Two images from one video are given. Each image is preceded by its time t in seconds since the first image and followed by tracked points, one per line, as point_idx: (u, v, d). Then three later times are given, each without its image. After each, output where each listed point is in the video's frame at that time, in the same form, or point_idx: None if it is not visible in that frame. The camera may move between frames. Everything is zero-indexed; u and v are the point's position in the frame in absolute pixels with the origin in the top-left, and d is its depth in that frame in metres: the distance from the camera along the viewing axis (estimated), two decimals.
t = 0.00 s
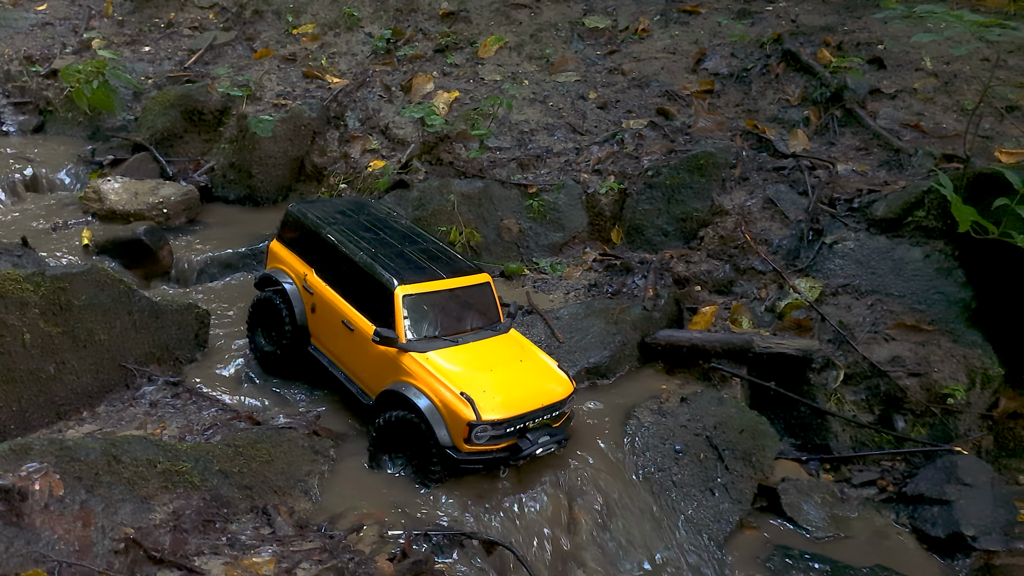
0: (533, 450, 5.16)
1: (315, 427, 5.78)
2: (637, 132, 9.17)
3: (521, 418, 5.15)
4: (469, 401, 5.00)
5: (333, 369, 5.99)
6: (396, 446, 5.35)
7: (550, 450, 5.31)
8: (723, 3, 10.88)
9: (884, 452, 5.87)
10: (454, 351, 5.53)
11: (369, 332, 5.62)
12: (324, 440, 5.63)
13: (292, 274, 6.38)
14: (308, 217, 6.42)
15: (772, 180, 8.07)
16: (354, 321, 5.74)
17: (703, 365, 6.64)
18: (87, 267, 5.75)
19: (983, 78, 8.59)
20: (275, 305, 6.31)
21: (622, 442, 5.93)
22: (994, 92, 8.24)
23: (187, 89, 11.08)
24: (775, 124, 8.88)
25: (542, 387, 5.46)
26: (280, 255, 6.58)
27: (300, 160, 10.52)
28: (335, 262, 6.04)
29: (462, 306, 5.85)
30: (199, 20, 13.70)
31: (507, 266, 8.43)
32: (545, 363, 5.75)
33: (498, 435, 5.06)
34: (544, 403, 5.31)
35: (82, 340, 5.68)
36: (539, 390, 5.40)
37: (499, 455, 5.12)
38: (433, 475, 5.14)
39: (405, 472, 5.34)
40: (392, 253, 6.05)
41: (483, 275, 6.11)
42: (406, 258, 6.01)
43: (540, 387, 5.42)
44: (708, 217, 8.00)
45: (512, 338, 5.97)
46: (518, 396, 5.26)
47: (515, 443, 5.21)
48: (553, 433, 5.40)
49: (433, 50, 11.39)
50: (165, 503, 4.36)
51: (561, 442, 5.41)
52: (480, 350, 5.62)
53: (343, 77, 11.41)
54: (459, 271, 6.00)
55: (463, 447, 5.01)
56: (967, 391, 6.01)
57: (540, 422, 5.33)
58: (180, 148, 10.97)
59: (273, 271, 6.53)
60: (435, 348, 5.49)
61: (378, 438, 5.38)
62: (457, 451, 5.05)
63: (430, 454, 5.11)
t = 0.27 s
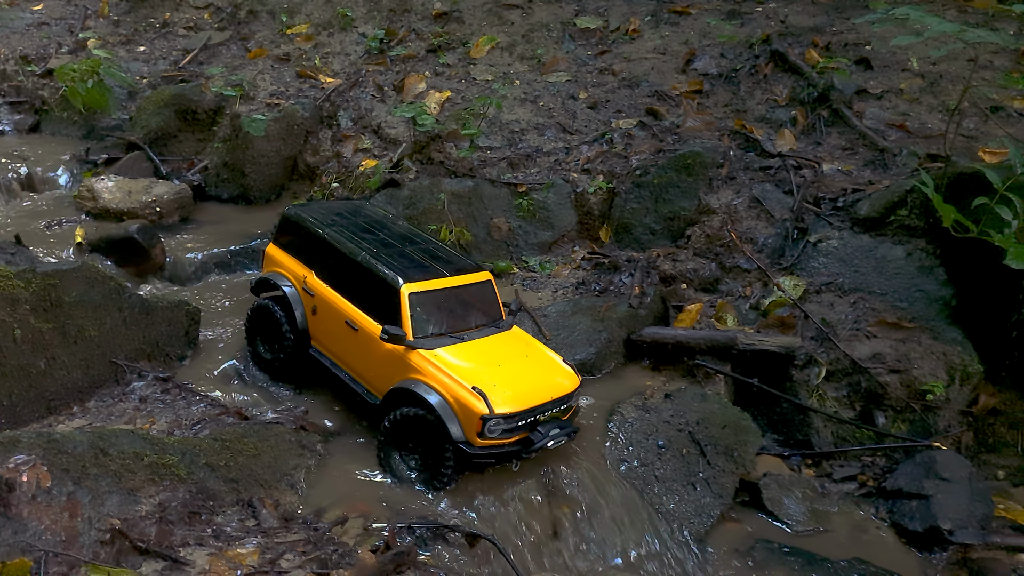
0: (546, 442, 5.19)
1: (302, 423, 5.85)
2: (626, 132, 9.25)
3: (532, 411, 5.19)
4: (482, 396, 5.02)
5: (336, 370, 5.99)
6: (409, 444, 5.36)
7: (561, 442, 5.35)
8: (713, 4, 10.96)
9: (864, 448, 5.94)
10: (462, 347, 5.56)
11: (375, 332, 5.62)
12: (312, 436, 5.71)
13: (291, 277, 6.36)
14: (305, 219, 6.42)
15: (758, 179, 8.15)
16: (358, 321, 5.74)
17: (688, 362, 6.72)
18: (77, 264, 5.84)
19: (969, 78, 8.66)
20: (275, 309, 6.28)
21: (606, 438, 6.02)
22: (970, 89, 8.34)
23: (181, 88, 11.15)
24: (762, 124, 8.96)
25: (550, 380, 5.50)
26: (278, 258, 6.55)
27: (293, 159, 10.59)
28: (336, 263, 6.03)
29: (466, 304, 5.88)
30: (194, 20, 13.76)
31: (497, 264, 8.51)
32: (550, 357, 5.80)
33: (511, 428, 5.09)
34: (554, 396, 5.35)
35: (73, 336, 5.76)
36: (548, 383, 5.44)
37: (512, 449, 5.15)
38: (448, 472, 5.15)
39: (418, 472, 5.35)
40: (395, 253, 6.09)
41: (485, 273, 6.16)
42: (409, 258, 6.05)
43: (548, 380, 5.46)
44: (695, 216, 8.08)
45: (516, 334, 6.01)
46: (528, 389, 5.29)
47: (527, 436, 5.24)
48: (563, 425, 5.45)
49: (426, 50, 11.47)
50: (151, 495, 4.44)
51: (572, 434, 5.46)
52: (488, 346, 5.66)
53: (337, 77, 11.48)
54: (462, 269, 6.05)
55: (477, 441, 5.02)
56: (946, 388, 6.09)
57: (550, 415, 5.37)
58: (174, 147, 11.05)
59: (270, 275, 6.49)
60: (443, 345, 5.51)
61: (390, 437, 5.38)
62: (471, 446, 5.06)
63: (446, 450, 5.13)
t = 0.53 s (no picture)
0: (560, 438, 5.19)
1: (290, 418, 5.91)
2: (615, 131, 9.33)
3: (546, 407, 5.18)
4: (496, 394, 5.00)
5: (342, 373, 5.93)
6: (422, 446, 5.32)
7: (573, 437, 5.35)
8: (703, 4, 11.04)
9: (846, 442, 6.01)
10: (472, 346, 5.54)
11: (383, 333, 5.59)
12: (300, 430, 5.78)
13: (293, 280, 6.31)
14: (305, 220, 6.37)
15: (745, 177, 8.23)
16: (365, 322, 5.71)
17: (674, 357, 6.80)
18: (68, 261, 5.93)
19: (954, 77, 8.73)
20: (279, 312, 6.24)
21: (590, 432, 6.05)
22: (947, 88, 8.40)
23: (175, 88, 11.21)
24: (750, 122, 9.04)
25: (561, 376, 5.51)
26: (278, 261, 6.50)
27: (287, 158, 10.66)
28: (339, 264, 6.00)
29: (472, 302, 5.87)
30: (189, 20, 13.83)
31: (487, 262, 8.59)
32: (558, 352, 5.81)
33: (525, 425, 5.08)
34: (565, 392, 5.34)
35: (64, 331, 5.84)
36: (559, 379, 5.44)
37: (526, 445, 5.13)
38: (464, 474, 5.11)
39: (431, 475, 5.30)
40: (399, 252, 6.06)
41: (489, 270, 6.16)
42: (414, 257, 6.02)
43: (559, 375, 5.47)
44: (683, 214, 8.16)
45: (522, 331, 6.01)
46: (540, 385, 5.28)
47: (540, 433, 5.23)
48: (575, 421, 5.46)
49: (419, 50, 11.55)
50: (138, 487, 4.52)
51: (584, 429, 5.47)
52: (496, 343, 5.65)
53: (330, 77, 11.56)
54: (466, 267, 6.03)
55: (492, 439, 5.00)
56: (926, 382, 6.17)
57: (562, 411, 5.38)
58: (168, 146, 11.12)
59: (272, 278, 6.44)
60: (452, 344, 5.49)
61: (403, 440, 5.33)
62: (486, 444, 5.03)
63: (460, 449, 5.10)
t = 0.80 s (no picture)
0: (577, 436, 5.12)
1: (279, 413, 5.97)
2: (605, 130, 9.40)
3: (560, 407, 5.07)
4: (510, 398, 4.89)
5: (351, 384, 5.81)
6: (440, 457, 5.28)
7: (590, 433, 5.29)
8: (694, 4, 11.11)
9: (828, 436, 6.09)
10: (481, 348, 5.41)
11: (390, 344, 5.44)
12: (289, 425, 5.84)
13: (292, 292, 6.13)
14: (297, 230, 6.15)
15: (732, 176, 8.30)
16: (370, 332, 5.55)
17: (660, 354, 6.85)
18: (60, 259, 5.99)
19: (940, 76, 8.79)
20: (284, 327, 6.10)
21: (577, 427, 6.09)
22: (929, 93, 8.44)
23: (169, 87, 11.27)
24: (739, 122, 9.12)
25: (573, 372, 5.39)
26: (274, 274, 6.30)
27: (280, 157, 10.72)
28: (337, 273, 5.81)
29: (478, 301, 5.70)
30: (184, 20, 13.88)
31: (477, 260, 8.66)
32: (568, 347, 5.69)
33: (541, 427, 4.98)
34: (579, 388, 5.24)
35: (55, 328, 5.91)
36: (572, 376, 5.34)
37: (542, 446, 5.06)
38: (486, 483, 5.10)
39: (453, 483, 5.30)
40: (398, 256, 5.86)
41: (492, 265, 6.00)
42: (414, 260, 5.82)
43: (571, 372, 5.36)
44: (671, 212, 8.23)
45: (531, 326, 5.87)
46: (553, 384, 5.18)
47: (557, 432, 5.14)
48: (590, 416, 5.39)
49: (411, 50, 11.61)
50: (126, 480, 4.59)
51: (600, 424, 5.40)
52: (505, 343, 5.52)
53: (323, 76, 11.62)
54: (468, 266, 5.85)
55: (510, 445, 4.90)
56: (908, 377, 6.24)
57: (577, 408, 5.30)
58: (162, 146, 11.18)
59: (270, 291, 6.26)
60: (461, 348, 5.36)
61: (421, 453, 5.29)
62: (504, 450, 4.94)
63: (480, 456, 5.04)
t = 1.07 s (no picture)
0: (573, 421, 5.22)
1: (268, 409, 6.07)
2: (595, 130, 9.50)
3: (552, 395, 5.16)
4: (500, 395, 4.96)
5: (347, 394, 5.84)
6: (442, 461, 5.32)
7: (587, 415, 5.40)
8: (683, 6, 11.22)
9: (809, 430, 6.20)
10: (467, 346, 5.46)
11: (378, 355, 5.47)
12: (278, 421, 5.93)
13: (273, 310, 6.13)
14: (265, 246, 6.11)
15: (719, 176, 8.40)
16: (356, 344, 5.59)
17: (645, 351, 6.94)
18: (52, 257, 6.12)
19: (924, 77, 8.89)
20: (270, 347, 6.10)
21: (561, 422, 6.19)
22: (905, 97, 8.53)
23: (163, 88, 11.35)
24: (727, 122, 9.22)
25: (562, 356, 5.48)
26: (252, 293, 6.28)
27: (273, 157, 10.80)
28: (315, 286, 5.81)
29: (458, 298, 5.75)
30: (179, 21, 13.96)
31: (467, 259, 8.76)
32: (553, 330, 5.76)
33: (536, 418, 5.06)
34: (568, 372, 5.34)
35: (48, 325, 6.04)
36: (560, 361, 5.42)
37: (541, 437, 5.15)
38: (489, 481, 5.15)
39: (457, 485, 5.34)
40: (375, 262, 5.87)
41: (467, 257, 6.03)
42: (391, 265, 5.83)
43: (559, 357, 5.45)
44: (659, 211, 8.33)
45: (514, 313, 5.94)
46: (543, 372, 5.26)
47: (554, 419, 5.24)
48: (584, 397, 5.49)
49: (404, 51, 11.71)
50: (116, 474, 4.68)
51: (596, 404, 5.52)
52: (490, 336, 5.58)
53: (317, 77, 11.71)
54: (445, 261, 5.87)
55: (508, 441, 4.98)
56: (887, 373, 6.37)
57: (570, 391, 5.40)
58: (157, 146, 11.28)
59: (253, 311, 6.25)
60: (447, 348, 5.41)
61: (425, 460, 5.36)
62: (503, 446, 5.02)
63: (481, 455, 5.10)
